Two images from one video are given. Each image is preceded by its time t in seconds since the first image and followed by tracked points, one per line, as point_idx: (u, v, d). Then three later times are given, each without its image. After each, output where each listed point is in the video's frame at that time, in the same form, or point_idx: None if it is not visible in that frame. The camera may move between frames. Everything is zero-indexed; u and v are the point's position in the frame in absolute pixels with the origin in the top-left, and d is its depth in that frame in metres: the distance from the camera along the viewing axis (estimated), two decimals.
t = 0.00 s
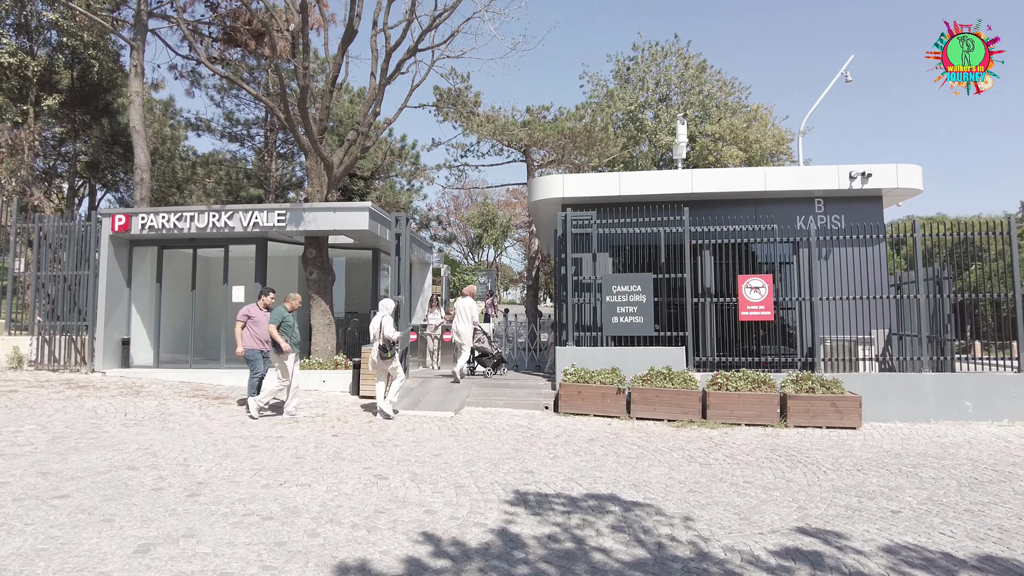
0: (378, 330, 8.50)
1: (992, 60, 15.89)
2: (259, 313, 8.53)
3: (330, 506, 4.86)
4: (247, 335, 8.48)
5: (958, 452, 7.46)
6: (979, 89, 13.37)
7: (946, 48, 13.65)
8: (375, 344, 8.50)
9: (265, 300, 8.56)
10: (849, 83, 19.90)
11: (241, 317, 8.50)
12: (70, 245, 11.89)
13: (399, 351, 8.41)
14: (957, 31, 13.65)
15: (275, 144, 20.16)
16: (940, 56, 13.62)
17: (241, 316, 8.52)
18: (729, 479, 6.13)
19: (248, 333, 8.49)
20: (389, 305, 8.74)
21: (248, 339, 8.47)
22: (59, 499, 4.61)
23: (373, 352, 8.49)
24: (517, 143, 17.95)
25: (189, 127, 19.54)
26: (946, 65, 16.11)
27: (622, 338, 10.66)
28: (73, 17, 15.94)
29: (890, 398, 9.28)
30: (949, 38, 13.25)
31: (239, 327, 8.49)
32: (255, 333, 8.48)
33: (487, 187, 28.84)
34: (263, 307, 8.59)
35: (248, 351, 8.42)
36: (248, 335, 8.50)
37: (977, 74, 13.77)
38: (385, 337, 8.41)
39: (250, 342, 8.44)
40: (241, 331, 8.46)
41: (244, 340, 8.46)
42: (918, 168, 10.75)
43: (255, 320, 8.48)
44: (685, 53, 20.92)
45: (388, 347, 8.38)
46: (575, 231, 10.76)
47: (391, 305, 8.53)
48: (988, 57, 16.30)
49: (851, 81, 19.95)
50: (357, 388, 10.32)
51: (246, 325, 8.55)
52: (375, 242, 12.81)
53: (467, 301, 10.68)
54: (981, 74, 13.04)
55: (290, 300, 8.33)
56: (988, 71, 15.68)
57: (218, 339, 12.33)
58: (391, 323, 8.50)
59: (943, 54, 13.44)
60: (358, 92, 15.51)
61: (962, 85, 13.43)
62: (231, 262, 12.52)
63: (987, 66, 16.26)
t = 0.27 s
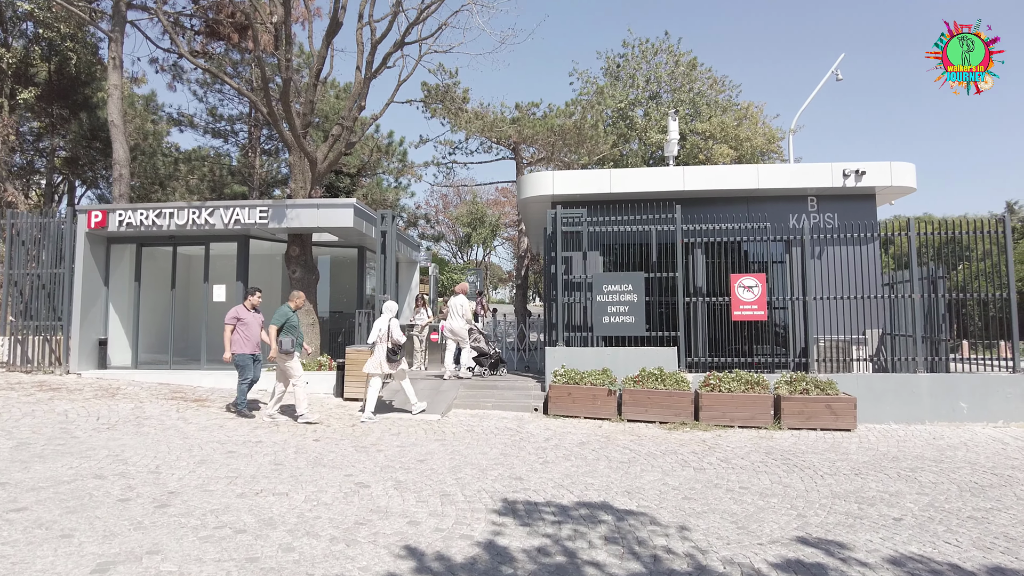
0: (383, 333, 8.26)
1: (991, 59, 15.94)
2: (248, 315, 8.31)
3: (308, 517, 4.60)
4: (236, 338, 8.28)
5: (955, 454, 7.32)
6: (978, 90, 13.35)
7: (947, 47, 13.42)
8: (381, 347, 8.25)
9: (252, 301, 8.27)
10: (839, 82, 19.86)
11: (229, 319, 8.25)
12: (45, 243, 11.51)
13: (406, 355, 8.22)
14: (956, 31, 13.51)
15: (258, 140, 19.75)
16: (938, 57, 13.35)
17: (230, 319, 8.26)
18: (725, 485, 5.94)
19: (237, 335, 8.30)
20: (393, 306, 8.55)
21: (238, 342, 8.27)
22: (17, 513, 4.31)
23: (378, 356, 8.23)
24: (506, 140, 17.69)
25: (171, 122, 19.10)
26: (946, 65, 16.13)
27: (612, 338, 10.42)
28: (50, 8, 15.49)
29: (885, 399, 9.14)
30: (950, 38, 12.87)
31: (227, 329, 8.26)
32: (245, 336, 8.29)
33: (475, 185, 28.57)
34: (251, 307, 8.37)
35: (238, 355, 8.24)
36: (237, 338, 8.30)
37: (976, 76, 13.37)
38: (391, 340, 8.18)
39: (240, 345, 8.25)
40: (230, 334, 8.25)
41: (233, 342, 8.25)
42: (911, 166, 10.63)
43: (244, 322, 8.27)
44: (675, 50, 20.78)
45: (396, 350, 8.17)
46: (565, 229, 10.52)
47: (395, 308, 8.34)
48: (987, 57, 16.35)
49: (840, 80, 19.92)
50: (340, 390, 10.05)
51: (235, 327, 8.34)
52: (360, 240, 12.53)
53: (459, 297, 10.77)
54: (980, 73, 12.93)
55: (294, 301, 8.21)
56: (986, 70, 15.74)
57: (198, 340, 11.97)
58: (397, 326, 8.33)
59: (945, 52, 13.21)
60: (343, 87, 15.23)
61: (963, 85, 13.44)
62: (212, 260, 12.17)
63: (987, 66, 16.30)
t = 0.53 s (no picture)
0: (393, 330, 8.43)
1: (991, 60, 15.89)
2: (240, 314, 8.01)
3: (284, 528, 4.36)
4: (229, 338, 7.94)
5: (953, 456, 7.17)
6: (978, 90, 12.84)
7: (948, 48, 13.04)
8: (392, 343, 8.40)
9: (245, 300, 7.98)
10: (830, 80, 19.77)
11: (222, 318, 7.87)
12: (20, 240, 11.13)
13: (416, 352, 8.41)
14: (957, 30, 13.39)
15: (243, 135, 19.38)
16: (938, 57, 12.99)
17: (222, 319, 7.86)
18: (721, 490, 5.75)
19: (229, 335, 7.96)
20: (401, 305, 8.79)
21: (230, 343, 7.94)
22: None
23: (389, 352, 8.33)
24: (496, 136, 17.44)
25: (153, 117, 18.70)
26: (946, 66, 16.21)
27: (603, 338, 10.19)
28: None
29: (880, 399, 9.00)
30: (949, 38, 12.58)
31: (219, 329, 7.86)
32: (235, 336, 7.98)
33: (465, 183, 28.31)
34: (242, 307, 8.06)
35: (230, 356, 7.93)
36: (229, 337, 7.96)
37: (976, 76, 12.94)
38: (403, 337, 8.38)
39: (232, 345, 7.93)
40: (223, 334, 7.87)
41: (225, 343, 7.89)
42: (905, 163, 10.51)
43: (238, 322, 7.96)
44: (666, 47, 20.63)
45: (407, 347, 8.37)
46: (556, 226, 10.26)
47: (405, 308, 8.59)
48: (988, 57, 16.42)
49: (832, 79, 19.84)
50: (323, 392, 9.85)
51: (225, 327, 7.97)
52: (346, 237, 12.26)
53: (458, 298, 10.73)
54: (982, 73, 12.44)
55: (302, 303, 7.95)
56: (985, 71, 15.68)
57: (179, 340, 11.64)
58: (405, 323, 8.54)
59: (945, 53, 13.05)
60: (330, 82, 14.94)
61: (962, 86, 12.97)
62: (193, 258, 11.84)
63: (987, 65, 16.35)
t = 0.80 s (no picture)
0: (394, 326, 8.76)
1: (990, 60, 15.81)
2: (237, 314, 7.69)
3: (256, 539, 4.07)
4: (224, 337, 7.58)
5: (953, 456, 7.00)
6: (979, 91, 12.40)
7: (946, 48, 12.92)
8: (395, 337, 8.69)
9: (242, 298, 7.69)
10: (823, 75, 19.61)
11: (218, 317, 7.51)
12: None
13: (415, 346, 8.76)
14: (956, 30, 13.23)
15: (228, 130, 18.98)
16: (937, 58, 12.84)
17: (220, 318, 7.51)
18: (717, 494, 5.53)
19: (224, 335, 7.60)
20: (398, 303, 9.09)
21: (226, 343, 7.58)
22: None
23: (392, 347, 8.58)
24: (485, 131, 17.16)
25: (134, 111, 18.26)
26: (946, 65, 16.16)
27: (595, 336, 9.95)
28: None
29: (876, 398, 8.82)
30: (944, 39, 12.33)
31: (217, 328, 7.50)
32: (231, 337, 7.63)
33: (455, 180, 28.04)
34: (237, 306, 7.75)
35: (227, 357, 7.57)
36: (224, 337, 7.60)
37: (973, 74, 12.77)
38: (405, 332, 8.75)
39: (228, 346, 7.58)
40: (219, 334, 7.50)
41: (220, 343, 7.52)
42: (901, 158, 10.35)
43: (235, 322, 7.63)
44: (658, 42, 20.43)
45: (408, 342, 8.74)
46: (546, 222, 10.00)
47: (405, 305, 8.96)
48: (989, 57, 16.37)
49: (825, 75, 19.73)
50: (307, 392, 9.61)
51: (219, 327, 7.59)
52: (331, 233, 11.96)
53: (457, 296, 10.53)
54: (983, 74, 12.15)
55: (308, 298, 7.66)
56: (985, 71, 15.60)
57: (159, 339, 11.29)
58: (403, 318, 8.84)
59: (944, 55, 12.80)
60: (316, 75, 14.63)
61: (960, 85, 12.52)
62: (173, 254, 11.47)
63: (987, 65, 16.30)
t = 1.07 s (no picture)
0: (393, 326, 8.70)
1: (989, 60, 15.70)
2: (233, 314, 7.43)
3: (230, 556, 3.82)
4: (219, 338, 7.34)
5: (957, 460, 6.82)
6: (979, 90, 13.22)
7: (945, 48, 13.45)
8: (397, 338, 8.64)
9: (238, 299, 7.44)
10: (818, 73, 19.47)
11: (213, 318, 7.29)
12: None
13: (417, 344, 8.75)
14: (955, 30, 13.30)
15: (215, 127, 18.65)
16: (936, 58, 13.33)
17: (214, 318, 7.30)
18: (717, 503, 5.31)
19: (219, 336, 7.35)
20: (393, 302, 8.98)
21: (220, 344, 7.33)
22: None
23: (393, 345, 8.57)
24: (478, 128, 16.91)
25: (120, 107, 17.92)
26: (946, 65, 16.05)
27: (590, 337, 9.72)
28: None
29: (877, 400, 8.64)
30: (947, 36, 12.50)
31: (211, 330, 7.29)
32: (228, 337, 7.39)
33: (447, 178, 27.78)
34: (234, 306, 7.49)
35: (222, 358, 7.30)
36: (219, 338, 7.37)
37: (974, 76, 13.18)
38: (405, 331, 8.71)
39: (225, 347, 7.34)
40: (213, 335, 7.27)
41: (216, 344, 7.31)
42: (901, 155, 10.18)
43: (230, 322, 7.41)
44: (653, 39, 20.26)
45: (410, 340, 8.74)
46: (540, 220, 9.75)
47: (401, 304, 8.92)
48: (987, 58, 16.26)
49: (821, 73, 19.60)
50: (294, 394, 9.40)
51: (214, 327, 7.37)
52: (320, 231, 11.69)
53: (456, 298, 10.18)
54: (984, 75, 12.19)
55: (319, 300, 7.54)
56: (984, 72, 15.50)
57: (142, 339, 10.98)
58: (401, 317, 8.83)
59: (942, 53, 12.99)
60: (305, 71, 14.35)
61: (962, 85, 13.31)
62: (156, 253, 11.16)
63: (987, 65, 16.20)
